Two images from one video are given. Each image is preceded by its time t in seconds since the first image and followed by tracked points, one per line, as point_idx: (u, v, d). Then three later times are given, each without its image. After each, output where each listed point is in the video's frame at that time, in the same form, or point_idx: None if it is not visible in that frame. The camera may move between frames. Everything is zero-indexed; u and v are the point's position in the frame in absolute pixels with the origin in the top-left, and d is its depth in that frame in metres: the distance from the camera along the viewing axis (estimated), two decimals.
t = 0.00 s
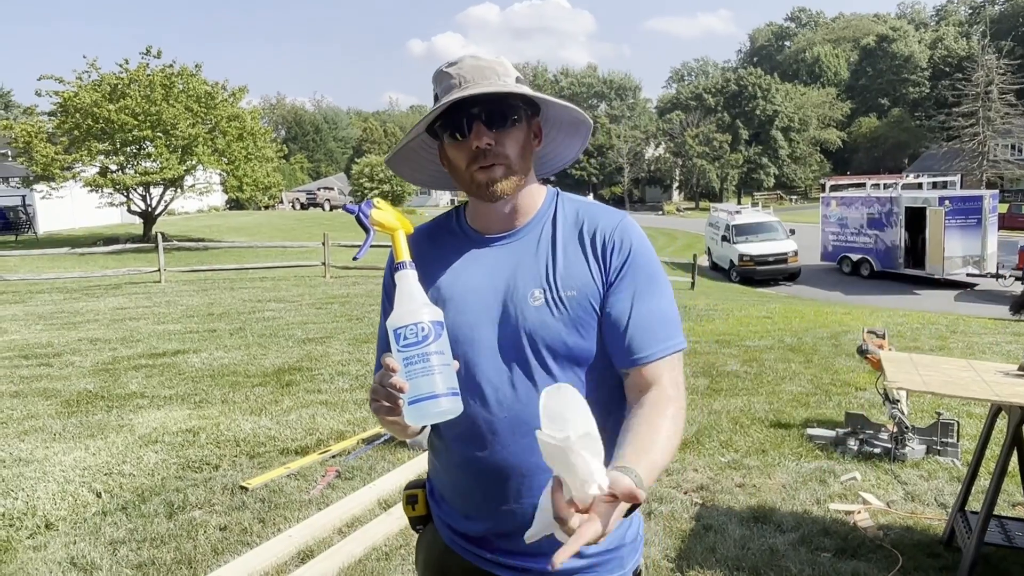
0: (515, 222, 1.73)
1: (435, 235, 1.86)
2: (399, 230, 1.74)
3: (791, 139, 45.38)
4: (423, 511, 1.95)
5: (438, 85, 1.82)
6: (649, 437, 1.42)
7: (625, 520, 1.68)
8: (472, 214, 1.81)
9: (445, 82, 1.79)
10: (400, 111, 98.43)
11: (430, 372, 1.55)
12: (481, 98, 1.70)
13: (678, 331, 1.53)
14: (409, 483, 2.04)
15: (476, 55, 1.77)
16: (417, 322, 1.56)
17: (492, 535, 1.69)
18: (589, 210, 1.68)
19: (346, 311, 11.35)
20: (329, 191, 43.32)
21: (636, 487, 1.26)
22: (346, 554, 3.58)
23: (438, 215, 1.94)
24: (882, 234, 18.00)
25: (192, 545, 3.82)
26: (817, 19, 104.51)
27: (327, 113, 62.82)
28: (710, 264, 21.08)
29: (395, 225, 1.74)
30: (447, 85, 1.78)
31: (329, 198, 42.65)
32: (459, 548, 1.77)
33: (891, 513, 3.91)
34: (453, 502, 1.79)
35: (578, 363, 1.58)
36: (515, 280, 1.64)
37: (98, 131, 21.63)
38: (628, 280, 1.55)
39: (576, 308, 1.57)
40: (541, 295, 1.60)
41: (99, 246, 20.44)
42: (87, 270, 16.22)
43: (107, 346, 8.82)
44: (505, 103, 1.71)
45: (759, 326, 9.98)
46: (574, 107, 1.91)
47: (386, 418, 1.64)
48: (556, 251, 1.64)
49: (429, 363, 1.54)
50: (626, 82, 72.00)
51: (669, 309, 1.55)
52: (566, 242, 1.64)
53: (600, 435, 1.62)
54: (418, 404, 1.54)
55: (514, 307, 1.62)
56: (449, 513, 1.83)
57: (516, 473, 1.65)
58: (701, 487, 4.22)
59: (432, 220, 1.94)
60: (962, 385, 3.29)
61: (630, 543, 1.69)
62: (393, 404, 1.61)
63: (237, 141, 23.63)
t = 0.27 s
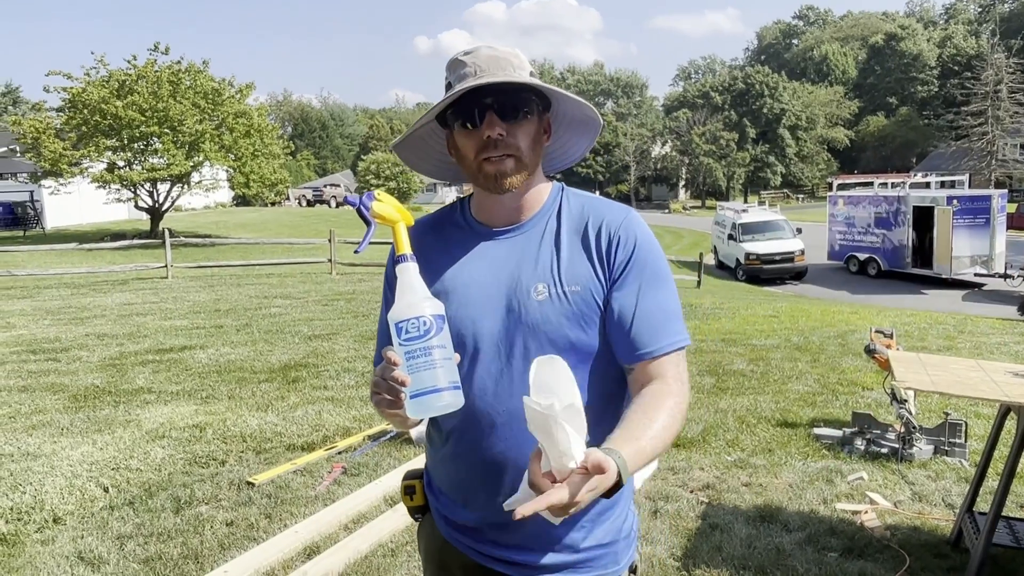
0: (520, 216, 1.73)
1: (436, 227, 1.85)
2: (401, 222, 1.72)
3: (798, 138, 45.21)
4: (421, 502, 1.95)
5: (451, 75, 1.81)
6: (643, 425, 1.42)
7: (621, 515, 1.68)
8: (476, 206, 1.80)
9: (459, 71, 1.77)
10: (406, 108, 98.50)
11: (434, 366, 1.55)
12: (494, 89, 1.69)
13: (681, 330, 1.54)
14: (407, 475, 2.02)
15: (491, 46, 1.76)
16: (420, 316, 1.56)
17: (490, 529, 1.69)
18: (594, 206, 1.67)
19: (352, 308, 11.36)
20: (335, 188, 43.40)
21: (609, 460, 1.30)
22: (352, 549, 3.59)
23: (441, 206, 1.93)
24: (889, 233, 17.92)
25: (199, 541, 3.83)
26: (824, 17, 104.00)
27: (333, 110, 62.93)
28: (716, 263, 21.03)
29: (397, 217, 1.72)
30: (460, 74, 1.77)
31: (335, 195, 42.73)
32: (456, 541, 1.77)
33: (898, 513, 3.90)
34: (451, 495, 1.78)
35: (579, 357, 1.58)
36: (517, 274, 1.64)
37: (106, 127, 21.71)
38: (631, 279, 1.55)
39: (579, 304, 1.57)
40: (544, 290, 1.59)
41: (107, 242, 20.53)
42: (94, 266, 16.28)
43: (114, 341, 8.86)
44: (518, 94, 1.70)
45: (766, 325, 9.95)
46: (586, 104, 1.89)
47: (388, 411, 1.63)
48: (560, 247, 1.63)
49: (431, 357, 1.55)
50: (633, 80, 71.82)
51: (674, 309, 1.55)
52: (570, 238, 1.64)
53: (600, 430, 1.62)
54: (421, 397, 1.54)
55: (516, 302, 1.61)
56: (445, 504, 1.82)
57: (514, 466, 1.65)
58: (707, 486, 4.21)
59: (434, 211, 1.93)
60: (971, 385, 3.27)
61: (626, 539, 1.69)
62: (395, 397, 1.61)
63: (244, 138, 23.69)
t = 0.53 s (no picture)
0: (528, 220, 1.73)
1: (443, 225, 1.85)
2: (415, 223, 1.71)
3: (805, 137, 45.03)
4: (426, 505, 1.94)
5: (465, 77, 1.82)
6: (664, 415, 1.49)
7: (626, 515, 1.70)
8: (484, 207, 1.80)
9: (473, 73, 1.79)
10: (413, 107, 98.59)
11: (450, 367, 1.56)
12: (507, 93, 1.70)
13: (685, 336, 1.58)
14: (411, 477, 2.03)
15: (505, 51, 1.77)
16: (437, 317, 1.57)
17: (496, 529, 1.69)
18: (603, 211, 1.70)
19: (359, 307, 11.39)
20: (342, 186, 43.50)
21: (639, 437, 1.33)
22: (359, 549, 3.60)
23: (448, 207, 1.93)
24: (897, 233, 17.85)
25: (207, 539, 3.86)
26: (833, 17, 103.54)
27: (340, 109, 63.09)
28: (723, 263, 20.99)
29: (411, 218, 1.72)
30: (474, 77, 1.78)
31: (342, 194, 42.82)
32: (460, 542, 1.77)
33: (905, 515, 3.89)
34: (456, 494, 1.78)
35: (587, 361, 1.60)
36: (526, 277, 1.65)
37: (114, 125, 21.83)
38: (641, 283, 1.59)
39: (589, 306, 1.59)
40: (554, 292, 1.61)
41: (115, 239, 20.64)
42: (102, 263, 16.37)
43: (122, 338, 8.92)
44: (531, 98, 1.71)
45: (773, 326, 9.94)
46: (596, 112, 1.91)
47: (402, 412, 1.61)
48: (570, 250, 1.65)
49: (448, 358, 1.55)
50: (640, 79, 71.70)
51: (680, 314, 1.58)
52: (580, 242, 1.66)
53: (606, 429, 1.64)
54: (438, 399, 1.55)
55: (526, 303, 1.62)
56: (450, 504, 1.82)
57: (520, 468, 1.65)
58: (714, 488, 4.21)
59: (442, 211, 1.93)
60: (979, 388, 3.27)
61: (631, 539, 1.71)
62: (412, 398, 1.58)
63: (252, 136, 23.77)
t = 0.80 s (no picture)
0: (536, 220, 1.74)
1: (450, 223, 1.85)
2: (428, 223, 1.71)
3: (813, 137, 44.83)
4: (429, 507, 1.95)
5: (474, 82, 1.83)
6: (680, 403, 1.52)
7: (630, 513, 1.72)
8: (493, 208, 1.80)
9: (484, 80, 1.80)
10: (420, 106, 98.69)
11: (468, 365, 1.56)
12: (524, 99, 1.70)
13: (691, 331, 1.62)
14: (412, 479, 2.03)
15: (516, 56, 1.79)
16: (453, 315, 1.57)
17: (504, 527, 1.70)
18: (611, 211, 1.73)
19: (366, 306, 11.41)
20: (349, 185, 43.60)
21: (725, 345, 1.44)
22: (366, 547, 3.62)
23: (457, 206, 1.92)
24: (906, 234, 17.76)
25: (215, 537, 3.88)
26: (842, 17, 103.07)
27: (348, 108, 63.24)
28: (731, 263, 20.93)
29: (425, 217, 1.71)
30: (486, 84, 1.80)
31: (349, 193, 42.90)
32: (466, 543, 1.77)
33: (913, 518, 3.88)
34: (462, 494, 1.79)
35: (595, 360, 1.62)
36: (535, 276, 1.66)
37: (123, 125, 21.95)
38: (649, 282, 1.63)
39: (599, 305, 1.61)
40: (564, 290, 1.62)
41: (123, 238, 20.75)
42: (111, 262, 16.44)
43: (131, 337, 8.96)
44: (546, 103, 1.72)
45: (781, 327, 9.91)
46: (602, 112, 1.93)
47: (419, 410, 1.58)
48: (580, 250, 1.67)
49: (465, 355, 1.56)
50: (647, 79, 71.56)
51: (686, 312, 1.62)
52: (589, 241, 1.68)
53: (612, 427, 1.65)
54: (455, 397, 1.55)
55: (536, 302, 1.63)
56: (454, 504, 1.82)
57: (526, 467, 1.65)
58: (721, 489, 4.21)
59: (451, 210, 1.92)
60: (989, 391, 3.25)
61: (635, 537, 1.72)
62: (429, 395, 1.55)
63: (260, 135, 23.85)
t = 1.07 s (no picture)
0: (539, 222, 1.75)
1: (453, 226, 1.85)
2: (439, 225, 1.71)
3: (821, 138, 44.65)
4: (433, 509, 1.97)
5: (475, 86, 1.83)
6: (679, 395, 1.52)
7: (634, 514, 1.72)
8: (495, 211, 1.80)
9: (486, 84, 1.80)
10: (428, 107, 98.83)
11: (477, 366, 1.57)
12: (525, 100, 1.70)
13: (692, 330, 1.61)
14: (415, 482, 2.03)
15: (517, 59, 1.79)
16: (463, 317, 1.57)
17: (509, 528, 1.70)
18: (613, 214, 1.75)
19: (373, 307, 11.43)
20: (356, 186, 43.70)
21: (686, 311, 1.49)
22: (372, 547, 3.63)
23: (461, 208, 1.92)
24: (914, 235, 17.70)
25: (222, 536, 3.90)
26: (850, 17, 102.76)
27: (354, 109, 63.38)
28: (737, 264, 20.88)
29: (435, 219, 1.71)
30: (487, 87, 1.79)
31: (356, 194, 42.99)
32: (470, 545, 1.78)
33: (921, 520, 3.86)
34: (466, 497, 1.79)
35: (598, 361, 1.62)
36: (539, 277, 1.66)
37: (132, 125, 22.07)
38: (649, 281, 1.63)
39: (601, 306, 1.62)
40: (566, 292, 1.64)
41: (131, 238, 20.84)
42: (119, 263, 16.51)
43: (138, 337, 9.00)
44: (547, 107, 1.72)
45: (788, 328, 9.88)
46: (604, 112, 1.92)
47: (428, 410, 1.59)
48: (582, 253, 1.67)
49: (474, 356, 1.56)
50: (654, 80, 71.48)
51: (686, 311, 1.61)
52: (591, 244, 1.69)
53: (615, 427, 1.66)
54: (464, 398, 1.56)
55: (539, 304, 1.64)
56: (457, 505, 1.83)
57: (530, 468, 1.66)
58: (727, 490, 4.20)
59: (454, 212, 1.92)
60: (997, 394, 3.24)
61: (639, 538, 1.73)
62: (441, 396, 1.57)
63: (267, 136, 23.93)
